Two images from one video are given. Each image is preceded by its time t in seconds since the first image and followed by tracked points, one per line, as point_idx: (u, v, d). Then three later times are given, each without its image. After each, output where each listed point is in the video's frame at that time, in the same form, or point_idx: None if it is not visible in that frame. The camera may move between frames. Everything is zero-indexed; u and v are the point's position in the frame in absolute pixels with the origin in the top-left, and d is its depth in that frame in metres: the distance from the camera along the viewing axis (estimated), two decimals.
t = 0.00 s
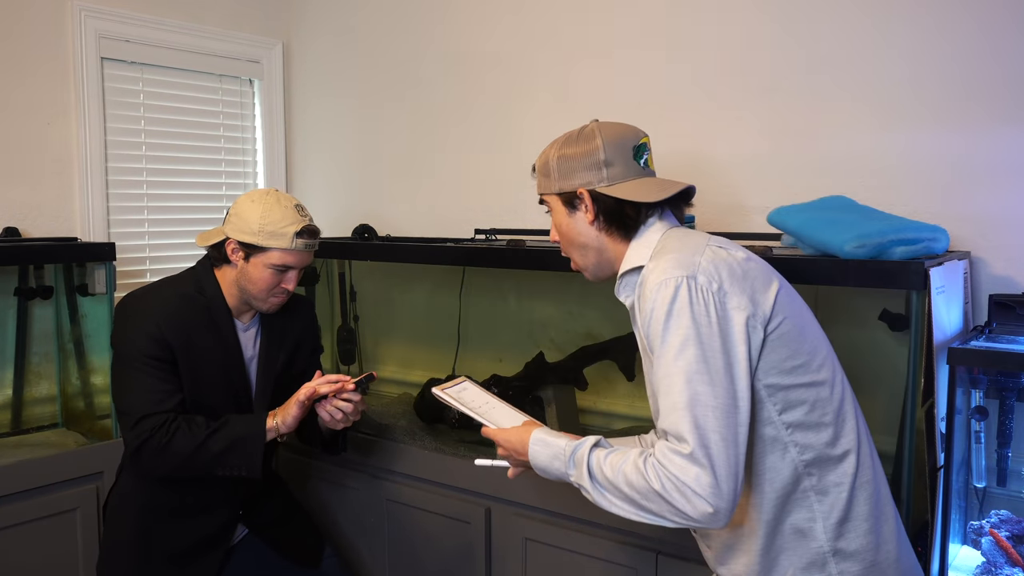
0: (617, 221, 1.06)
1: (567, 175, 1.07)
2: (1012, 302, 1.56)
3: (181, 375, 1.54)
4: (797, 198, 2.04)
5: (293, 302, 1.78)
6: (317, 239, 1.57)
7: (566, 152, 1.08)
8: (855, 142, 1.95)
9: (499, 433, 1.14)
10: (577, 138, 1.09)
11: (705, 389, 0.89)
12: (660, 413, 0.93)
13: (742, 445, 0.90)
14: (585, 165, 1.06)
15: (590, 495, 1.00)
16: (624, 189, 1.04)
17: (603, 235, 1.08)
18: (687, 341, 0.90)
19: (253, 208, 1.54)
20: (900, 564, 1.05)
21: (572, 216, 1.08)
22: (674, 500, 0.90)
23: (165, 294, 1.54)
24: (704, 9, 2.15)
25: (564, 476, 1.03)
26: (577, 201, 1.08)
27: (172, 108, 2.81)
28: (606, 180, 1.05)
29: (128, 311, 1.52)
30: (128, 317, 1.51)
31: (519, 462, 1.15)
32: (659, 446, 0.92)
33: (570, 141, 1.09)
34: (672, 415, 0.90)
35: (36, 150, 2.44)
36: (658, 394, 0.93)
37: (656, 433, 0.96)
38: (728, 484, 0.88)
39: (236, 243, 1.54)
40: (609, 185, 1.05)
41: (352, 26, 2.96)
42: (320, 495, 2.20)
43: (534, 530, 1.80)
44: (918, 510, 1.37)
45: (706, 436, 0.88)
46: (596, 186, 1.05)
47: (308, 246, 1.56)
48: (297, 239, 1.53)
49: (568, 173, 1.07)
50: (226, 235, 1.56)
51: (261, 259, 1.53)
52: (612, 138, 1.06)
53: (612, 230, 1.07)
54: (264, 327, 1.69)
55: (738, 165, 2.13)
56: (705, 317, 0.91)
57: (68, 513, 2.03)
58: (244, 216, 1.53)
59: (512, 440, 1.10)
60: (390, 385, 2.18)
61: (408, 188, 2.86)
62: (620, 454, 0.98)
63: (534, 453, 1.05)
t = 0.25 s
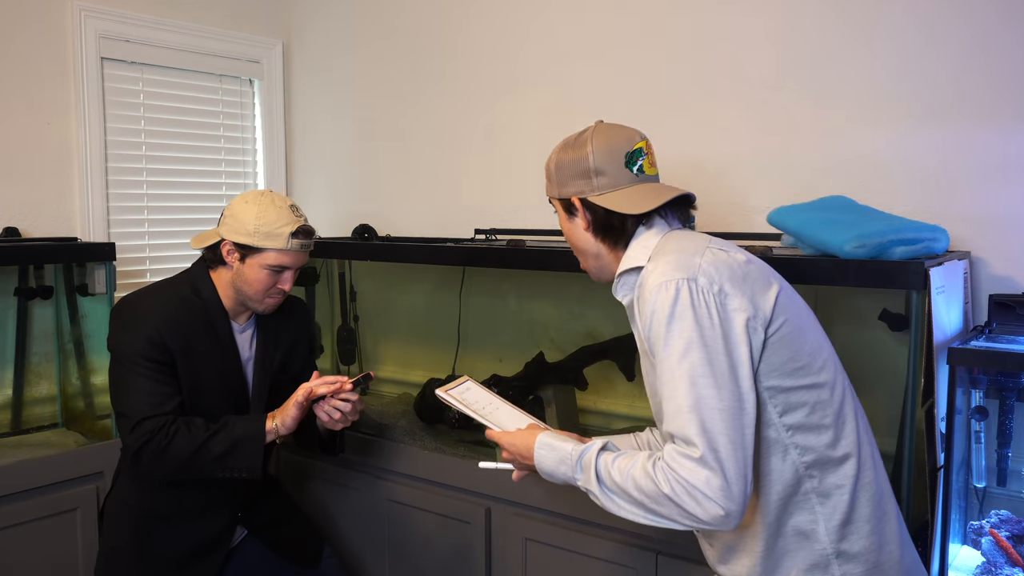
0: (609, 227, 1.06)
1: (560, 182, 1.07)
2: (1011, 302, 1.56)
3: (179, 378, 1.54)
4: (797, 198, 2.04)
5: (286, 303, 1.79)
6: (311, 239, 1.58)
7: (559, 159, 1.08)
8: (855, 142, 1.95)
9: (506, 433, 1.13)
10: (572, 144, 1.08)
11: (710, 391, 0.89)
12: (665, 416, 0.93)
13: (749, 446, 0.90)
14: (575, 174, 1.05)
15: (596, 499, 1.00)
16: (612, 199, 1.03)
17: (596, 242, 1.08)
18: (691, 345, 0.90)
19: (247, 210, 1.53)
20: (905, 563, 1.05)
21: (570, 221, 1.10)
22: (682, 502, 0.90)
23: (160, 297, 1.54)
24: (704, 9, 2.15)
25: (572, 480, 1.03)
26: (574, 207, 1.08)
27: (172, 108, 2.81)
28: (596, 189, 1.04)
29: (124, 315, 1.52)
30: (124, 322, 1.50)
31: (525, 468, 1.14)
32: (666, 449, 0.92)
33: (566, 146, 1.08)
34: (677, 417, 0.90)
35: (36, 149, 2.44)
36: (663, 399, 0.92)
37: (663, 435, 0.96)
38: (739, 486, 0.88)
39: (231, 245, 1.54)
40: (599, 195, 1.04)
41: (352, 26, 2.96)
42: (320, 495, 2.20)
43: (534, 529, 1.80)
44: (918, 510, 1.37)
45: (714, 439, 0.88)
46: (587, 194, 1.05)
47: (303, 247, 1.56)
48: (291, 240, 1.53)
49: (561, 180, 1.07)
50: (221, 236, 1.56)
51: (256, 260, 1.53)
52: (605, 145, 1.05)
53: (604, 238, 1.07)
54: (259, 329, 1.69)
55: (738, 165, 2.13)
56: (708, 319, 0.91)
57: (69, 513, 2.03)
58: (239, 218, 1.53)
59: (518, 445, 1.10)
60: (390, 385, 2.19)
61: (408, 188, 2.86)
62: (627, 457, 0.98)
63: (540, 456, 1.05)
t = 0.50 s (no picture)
0: (603, 236, 1.05)
1: (554, 191, 1.07)
2: (1012, 302, 1.56)
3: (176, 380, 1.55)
4: (797, 198, 2.04)
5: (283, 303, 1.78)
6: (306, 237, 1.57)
7: (552, 170, 1.08)
8: (855, 142, 1.95)
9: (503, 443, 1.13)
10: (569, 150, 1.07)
11: (703, 401, 0.89)
12: (659, 427, 0.93)
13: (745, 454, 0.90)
14: (568, 185, 1.05)
15: (592, 509, 1.00)
16: (604, 211, 1.03)
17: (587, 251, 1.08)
18: (684, 355, 0.90)
19: (243, 208, 1.54)
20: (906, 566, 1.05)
21: (563, 231, 1.09)
22: (677, 511, 0.90)
23: (154, 300, 1.54)
24: (704, 9, 2.15)
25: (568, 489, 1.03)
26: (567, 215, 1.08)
27: (172, 108, 2.81)
28: (589, 202, 1.04)
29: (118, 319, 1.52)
30: (118, 326, 1.50)
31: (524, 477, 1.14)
32: (661, 459, 0.92)
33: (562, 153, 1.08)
34: (672, 427, 0.90)
35: (36, 149, 2.44)
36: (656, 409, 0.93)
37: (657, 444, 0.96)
38: (734, 495, 0.89)
39: (227, 244, 1.54)
40: (592, 208, 1.04)
41: (352, 26, 2.96)
42: (319, 496, 2.19)
43: (533, 529, 1.80)
44: (918, 510, 1.37)
45: (708, 448, 0.88)
46: (580, 205, 1.05)
47: (300, 245, 1.56)
48: (287, 238, 1.53)
49: (554, 189, 1.07)
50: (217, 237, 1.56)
51: (253, 259, 1.53)
52: (599, 156, 1.04)
53: (595, 248, 1.07)
54: (256, 330, 1.68)
55: (738, 165, 2.13)
56: (700, 329, 0.92)
57: (68, 513, 2.03)
58: (234, 217, 1.53)
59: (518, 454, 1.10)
60: (390, 384, 2.14)
61: (407, 188, 2.86)
62: (622, 467, 0.98)
63: (537, 467, 1.05)
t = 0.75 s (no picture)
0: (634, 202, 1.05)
1: (579, 159, 1.05)
2: (1012, 302, 1.56)
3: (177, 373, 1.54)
4: (797, 198, 2.04)
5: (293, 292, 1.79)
6: (304, 199, 1.63)
7: (574, 137, 1.06)
8: (854, 142, 1.95)
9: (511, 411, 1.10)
10: (587, 119, 1.07)
11: (723, 382, 0.89)
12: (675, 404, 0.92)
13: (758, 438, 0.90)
14: (595, 150, 1.04)
15: (601, 481, 1.00)
16: (641, 168, 1.03)
17: (616, 218, 1.07)
18: (705, 334, 0.90)
19: (235, 189, 1.58)
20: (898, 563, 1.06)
21: (587, 199, 1.06)
22: (688, 490, 0.90)
23: (156, 293, 1.53)
24: (704, 9, 2.15)
25: (575, 459, 1.03)
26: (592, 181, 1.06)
27: (172, 108, 2.81)
28: (621, 161, 1.03)
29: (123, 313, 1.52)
30: (122, 318, 1.50)
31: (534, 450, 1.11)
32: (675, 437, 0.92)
33: (578, 124, 1.07)
34: (688, 405, 0.90)
35: (36, 149, 2.44)
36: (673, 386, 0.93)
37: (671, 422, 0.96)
38: (746, 476, 0.89)
39: (232, 225, 1.56)
40: (625, 167, 1.03)
41: (352, 26, 2.96)
42: (319, 496, 2.19)
43: (533, 530, 1.80)
44: (918, 510, 1.37)
45: (724, 429, 0.88)
46: (609, 168, 1.04)
47: (298, 204, 1.60)
48: (287, 198, 1.58)
49: (580, 156, 1.05)
50: (219, 223, 1.59)
51: (260, 225, 1.55)
52: (625, 118, 1.05)
53: (627, 211, 1.06)
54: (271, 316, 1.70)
55: (739, 165, 2.13)
56: (722, 310, 0.91)
57: (69, 513, 2.03)
58: (231, 196, 1.57)
59: (525, 421, 1.07)
60: (389, 384, 2.17)
61: (408, 188, 2.86)
62: (635, 441, 0.98)
63: (546, 435, 1.04)
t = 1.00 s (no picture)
0: (703, 156, 1.05)
1: (660, 98, 1.02)
2: (1012, 302, 1.56)
3: (229, 337, 1.47)
4: (797, 198, 2.04)
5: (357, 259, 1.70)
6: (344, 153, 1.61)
7: (650, 78, 1.03)
8: (854, 142, 1.95)
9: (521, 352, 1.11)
10: (658, 63, 1.05)
11: (768, 355, 0.88)
12: (708, 368, 0.91)
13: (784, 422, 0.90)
14: (673, 94, 1.02)
15: (613, 435, 0.98)
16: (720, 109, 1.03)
17: (693, 160, 1.05)
18: (758, 301, 0.90)
19: (280, 149, 1.58)
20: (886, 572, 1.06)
21: (660, 143, 1.03)
22: (704, 457, 0.89)
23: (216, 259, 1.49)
24: (705, 9, 2.15)
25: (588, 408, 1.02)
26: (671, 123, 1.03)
27: (172, 108, 2.81)
28: (702, 102, 1.03)
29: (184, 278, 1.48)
30: (177, 282, 1.45)
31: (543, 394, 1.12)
32: (703, 401, 0.90)
33: (651, 67, 1.04)
34: (724, 370, 0.89)
35: (36, 149, 2.44)
36: (711, 349, 0.92)
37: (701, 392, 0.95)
38: (765, 454, 0.88)
39: (278, 184, 1.56)
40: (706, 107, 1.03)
41: (353, 26, 2.96)
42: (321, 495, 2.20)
43: (533, 530, 1.80)
44: (918, 510, 1.37)
45: (757, 402, 0.87)
46: (694, 107, 1.02)
47: (338, 157, 1.58)
48: (327, 151, 1.57)
49: (661, 95, 1.02)
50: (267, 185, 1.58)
51: (302, 178, 1.53)
52: (694, 64, 1.05)
53: (706, 154, 1.05)
54: (331, 275, 1.61)
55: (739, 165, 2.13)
56: (780, 286, 0.91)
57: (68, 513, 2.03)
58: (276, 155, 1.57)
59: (539, 368, 1.07)
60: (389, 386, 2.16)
61: (408, 188, 2.86)
62: (656, 400, 0.97)
63: (562, 380, 1.04)
